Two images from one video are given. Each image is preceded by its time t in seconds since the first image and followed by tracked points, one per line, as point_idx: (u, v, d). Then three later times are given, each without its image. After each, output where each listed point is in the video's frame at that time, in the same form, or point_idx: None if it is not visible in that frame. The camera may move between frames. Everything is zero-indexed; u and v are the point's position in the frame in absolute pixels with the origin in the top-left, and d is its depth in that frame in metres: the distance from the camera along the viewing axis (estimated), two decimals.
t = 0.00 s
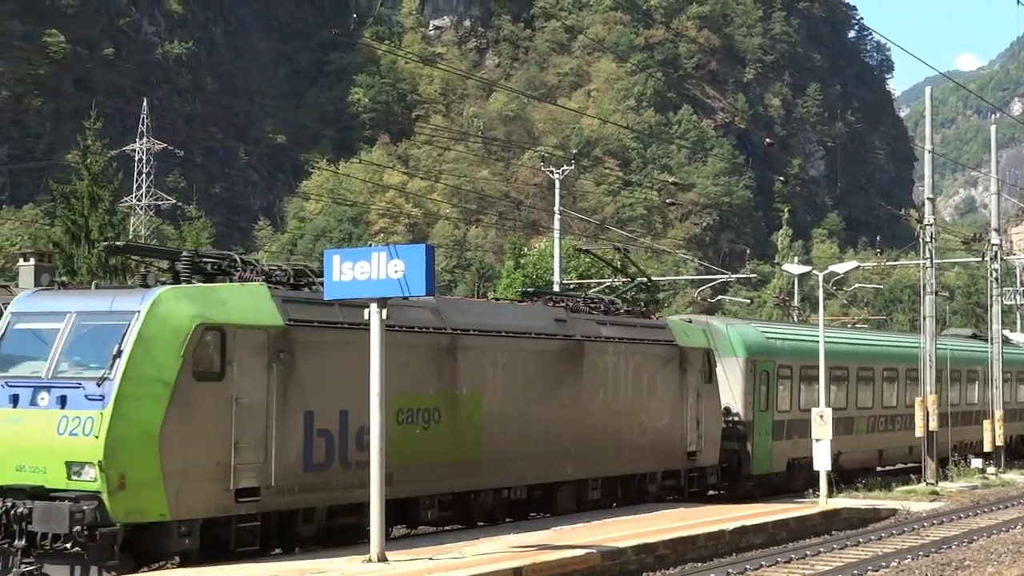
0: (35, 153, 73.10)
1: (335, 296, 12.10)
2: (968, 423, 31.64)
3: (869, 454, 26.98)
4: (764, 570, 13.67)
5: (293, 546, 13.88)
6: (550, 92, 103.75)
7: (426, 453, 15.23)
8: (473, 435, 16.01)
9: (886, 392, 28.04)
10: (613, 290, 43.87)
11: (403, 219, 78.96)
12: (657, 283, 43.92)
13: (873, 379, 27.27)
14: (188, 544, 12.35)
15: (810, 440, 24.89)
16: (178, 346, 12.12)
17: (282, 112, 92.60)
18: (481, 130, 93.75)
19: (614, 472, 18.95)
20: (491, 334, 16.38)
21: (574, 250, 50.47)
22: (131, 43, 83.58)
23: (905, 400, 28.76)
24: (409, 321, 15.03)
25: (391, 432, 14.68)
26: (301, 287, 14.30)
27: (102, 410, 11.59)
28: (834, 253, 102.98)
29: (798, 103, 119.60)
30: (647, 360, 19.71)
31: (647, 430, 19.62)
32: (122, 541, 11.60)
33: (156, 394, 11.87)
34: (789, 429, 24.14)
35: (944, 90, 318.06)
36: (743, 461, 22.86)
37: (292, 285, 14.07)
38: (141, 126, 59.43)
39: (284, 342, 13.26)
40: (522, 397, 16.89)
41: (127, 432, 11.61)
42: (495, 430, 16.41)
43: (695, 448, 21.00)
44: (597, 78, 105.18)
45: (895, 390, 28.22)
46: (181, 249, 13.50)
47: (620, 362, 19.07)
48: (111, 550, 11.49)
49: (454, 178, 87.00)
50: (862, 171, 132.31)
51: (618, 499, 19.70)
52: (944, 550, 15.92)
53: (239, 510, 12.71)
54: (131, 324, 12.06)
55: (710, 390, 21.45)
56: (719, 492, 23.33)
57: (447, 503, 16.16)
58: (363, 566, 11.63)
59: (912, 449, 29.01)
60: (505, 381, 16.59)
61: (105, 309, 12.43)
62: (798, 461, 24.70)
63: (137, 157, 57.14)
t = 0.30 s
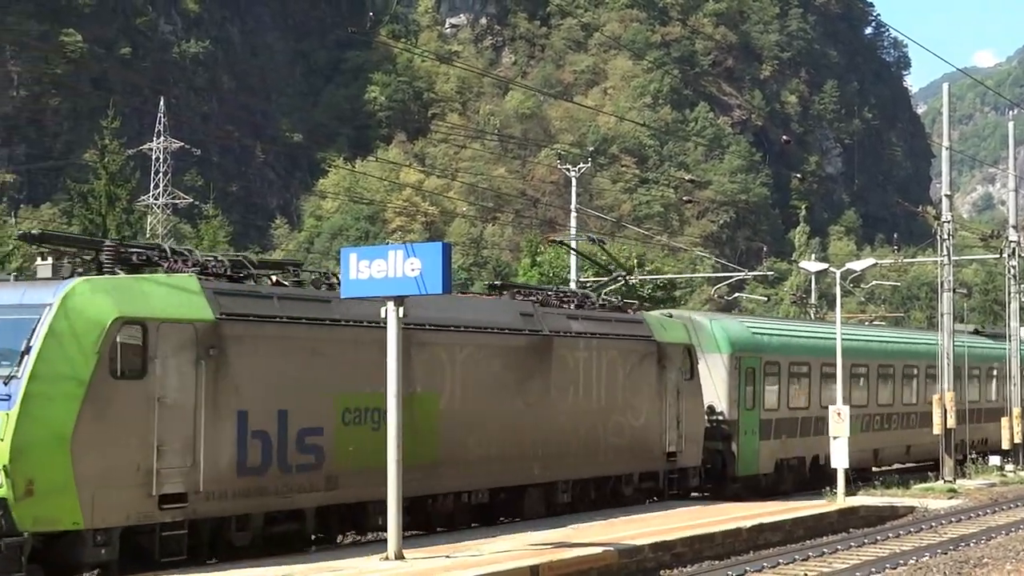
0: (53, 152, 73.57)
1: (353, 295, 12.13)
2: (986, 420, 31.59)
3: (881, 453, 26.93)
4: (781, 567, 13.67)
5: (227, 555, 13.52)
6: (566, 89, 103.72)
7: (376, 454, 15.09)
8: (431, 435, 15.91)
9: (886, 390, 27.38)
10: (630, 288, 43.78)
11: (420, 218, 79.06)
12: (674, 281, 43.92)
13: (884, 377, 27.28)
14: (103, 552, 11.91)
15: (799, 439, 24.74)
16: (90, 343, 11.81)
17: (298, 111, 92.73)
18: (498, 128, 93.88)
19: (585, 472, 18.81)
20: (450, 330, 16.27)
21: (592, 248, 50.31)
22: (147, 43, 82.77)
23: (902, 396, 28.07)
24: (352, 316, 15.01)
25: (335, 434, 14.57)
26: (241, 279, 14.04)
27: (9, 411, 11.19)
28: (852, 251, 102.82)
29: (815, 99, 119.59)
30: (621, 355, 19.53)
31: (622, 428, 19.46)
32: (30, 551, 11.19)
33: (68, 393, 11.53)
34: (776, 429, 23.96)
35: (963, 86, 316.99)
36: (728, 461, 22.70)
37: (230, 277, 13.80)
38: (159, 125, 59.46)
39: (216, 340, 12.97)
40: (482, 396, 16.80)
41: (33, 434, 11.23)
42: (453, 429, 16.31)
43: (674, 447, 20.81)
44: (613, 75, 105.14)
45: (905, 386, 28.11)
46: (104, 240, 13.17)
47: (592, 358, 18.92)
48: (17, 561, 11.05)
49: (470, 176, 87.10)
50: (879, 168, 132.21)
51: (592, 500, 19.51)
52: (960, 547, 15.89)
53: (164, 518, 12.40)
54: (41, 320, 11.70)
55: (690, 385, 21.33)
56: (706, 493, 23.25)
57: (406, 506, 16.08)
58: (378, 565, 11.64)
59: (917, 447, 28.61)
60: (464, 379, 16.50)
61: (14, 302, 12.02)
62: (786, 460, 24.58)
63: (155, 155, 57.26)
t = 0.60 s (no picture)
0: (69, 151, 74.33)
1: (369, 292, 12.07)
2: (1003, 417, 31.54)
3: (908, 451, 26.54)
4: (799, 566, 13.66)
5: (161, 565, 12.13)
6: (581, 87, 103.69)
7: (324, 457, 13.49)
8: (383, 436, 14.31)
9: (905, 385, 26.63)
10: (645, 286, 43.84)
11: (435, 215, 79.10)
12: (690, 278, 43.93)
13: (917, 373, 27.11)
14: (21, 565, 10.71)
15: (792, 439, 22.76)
16: (7, 337, 10.63)
17: (313, 109, 92.72)
18: (514, 126, 94.23)
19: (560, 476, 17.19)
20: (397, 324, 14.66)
21: (607, 245, 50.19)
22: (163, 41, 82.70)
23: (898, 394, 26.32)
24: (302, 309, 13.50)
25: (278, 433, 12.97)
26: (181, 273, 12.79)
27: None
28: (868, 247, 102.63)
29: (830, 97, 119.38)
30: (598, 352, 17.83)
31: (600, 428, 17.76)
32: None
33: None
34: (765, 428, 22.00)
35: (979, 82, 316.31)
36: (713, 461, 20.91)
37: (171, 272, 12.71)
38: (175, 123, 59.53)
39: (145, 334, 11.66)
40: (441, 394, 15.15)
41: None
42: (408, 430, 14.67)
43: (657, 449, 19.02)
44: (628, 73, 105.03)
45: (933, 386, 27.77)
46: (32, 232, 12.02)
47: (565, 356, 17.23)
48: None
49: (486, 174, 87.12)
50: (895, 165, 131.78)
51: (567, 506, 17.84)
52: (978, 546, 15.84)
53: (85, 525, 11.00)
54: None
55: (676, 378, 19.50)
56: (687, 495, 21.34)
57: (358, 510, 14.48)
58: (394, 563, 11.64)
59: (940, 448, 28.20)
60: (425, 378, 14.91)
61: None
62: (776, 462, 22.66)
63: (171, 154, 57.22)
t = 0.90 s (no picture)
0: (88, 147, 76.18)
1: (386, 288, 12.07)
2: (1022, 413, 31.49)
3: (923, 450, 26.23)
4: (816, 562, 13.61)
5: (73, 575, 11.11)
6: (598, 83, 103.69)
7: (258, 458, 12.49)
8: (327, 435, 13.34)
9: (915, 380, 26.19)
10: (663, 281, 43.93)
11: (453, 211, 79.23)
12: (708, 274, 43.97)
13: (934, 368, 26.92)
14: None
15: (780, 437, 21.93)
16: None
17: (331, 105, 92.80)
18: (530, 122, 94.48)
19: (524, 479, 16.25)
20: (341, 315, 13.66)
21: (623, 241, 50.14)
22: (180, 37, 82.33)
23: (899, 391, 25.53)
24: (234, 300, 12.52)
25: (205, 433, 11.94)
26: (102, 259, 11.94)
27: None
28: (886, 243, 102.43)
29: (848, 92, 119.16)
30: (566, 348, 16.97)
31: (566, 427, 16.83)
32: None
33: None
34: (751, 427, 21.17)
35: (998, 77, 315.79)
36: (694, 462, 20.02)
37: (88, 258, 11.75)
38: (193, 119, 59.58)
39: (52, 326, 10.64)
40: (390, 392, 14.22)
41: None
42: (352, 430, 13.70)
43: (627, 450, 18.12)
44: (645, 68, 104.91)
45: (953, 380, 27.56)
46: None
47: (531, 351, 16.33)
48: None
49: (503, 170, 87.22)
50: (913, 160, 131.57)
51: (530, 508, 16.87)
52: (995, 542, 15.77)
53: None
54: None
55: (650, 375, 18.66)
56: (666, 495, 20.51)
57: (298, 516, 13.52)
58: (411, 559, 11.62)
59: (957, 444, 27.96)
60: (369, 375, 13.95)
61: None
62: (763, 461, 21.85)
63: (189, 150, 57.29)
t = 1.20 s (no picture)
0: (101, 143, 76.08)
1: (401, 285, 12.04)
2: None
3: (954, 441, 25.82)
4: (830, 558, 13.58)
5: None
6: (613, 80, 103.60)
7: (188, 461, 10.69)
8: (264, 437, 11.38)
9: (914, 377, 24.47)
10: (676, 278, 43.95)
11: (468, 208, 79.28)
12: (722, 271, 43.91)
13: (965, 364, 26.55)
14: None
15: (766, 436, 19.75)
16: None
17: (346, 101, 92.82)
18: (544, 119, 93.74)
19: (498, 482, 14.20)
20: (281, 307, 11.70)
21: (636, 237, 49.99)
22: (196, 35, 82.53)
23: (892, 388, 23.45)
24: (160, 290, 10.77)
25: (127, 434, 10.20)
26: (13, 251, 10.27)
27: None
28: (902, 240, 102.15)
29: (863, 89, 118.87)
30: (539, 341, 14.76)
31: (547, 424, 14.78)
32: None
33: None
34: (735, 425, 19.03)
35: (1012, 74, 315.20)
36: (675, 463, 17.89)
37: None
38: (208, 116, 59.67)
39: None
40: (334, 387, 12.15)
41: None
42: (290, 427, 11.68)
43: (614, 448, 15.94)
44: (660, 65, 104.85)
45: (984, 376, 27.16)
46: None
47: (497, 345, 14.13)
48: None
49: (517, 166, 87.28)
50: (928, 156, 131.41)
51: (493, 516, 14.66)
52: (1009, 539, 15.71)
53: None
54: None
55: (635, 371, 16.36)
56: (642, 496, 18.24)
57: (236, 522, 11.52)
58: (425, 555, 11.55)
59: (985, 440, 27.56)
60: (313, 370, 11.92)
61: None
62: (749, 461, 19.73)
63: (204, 148, 57.30)
